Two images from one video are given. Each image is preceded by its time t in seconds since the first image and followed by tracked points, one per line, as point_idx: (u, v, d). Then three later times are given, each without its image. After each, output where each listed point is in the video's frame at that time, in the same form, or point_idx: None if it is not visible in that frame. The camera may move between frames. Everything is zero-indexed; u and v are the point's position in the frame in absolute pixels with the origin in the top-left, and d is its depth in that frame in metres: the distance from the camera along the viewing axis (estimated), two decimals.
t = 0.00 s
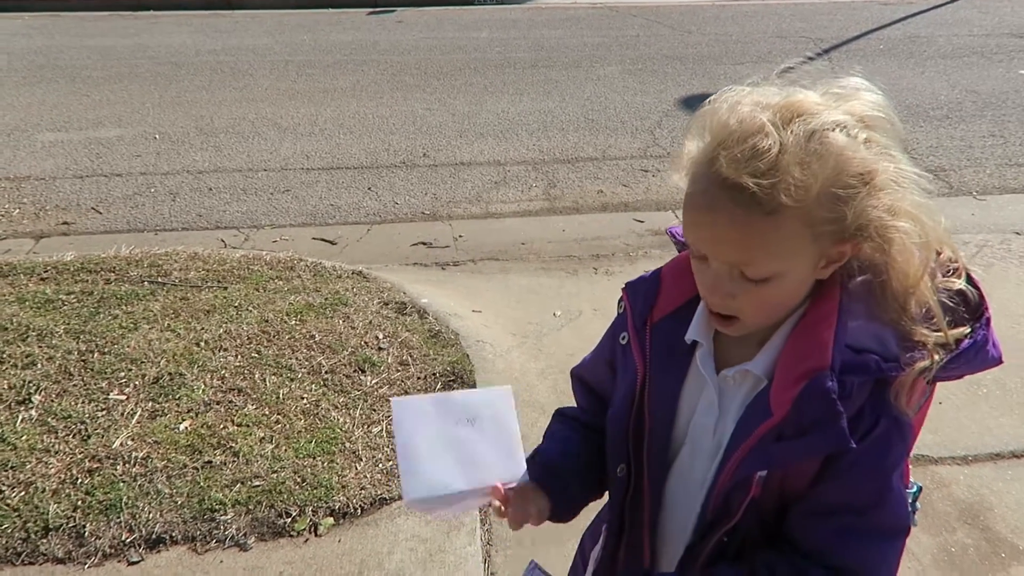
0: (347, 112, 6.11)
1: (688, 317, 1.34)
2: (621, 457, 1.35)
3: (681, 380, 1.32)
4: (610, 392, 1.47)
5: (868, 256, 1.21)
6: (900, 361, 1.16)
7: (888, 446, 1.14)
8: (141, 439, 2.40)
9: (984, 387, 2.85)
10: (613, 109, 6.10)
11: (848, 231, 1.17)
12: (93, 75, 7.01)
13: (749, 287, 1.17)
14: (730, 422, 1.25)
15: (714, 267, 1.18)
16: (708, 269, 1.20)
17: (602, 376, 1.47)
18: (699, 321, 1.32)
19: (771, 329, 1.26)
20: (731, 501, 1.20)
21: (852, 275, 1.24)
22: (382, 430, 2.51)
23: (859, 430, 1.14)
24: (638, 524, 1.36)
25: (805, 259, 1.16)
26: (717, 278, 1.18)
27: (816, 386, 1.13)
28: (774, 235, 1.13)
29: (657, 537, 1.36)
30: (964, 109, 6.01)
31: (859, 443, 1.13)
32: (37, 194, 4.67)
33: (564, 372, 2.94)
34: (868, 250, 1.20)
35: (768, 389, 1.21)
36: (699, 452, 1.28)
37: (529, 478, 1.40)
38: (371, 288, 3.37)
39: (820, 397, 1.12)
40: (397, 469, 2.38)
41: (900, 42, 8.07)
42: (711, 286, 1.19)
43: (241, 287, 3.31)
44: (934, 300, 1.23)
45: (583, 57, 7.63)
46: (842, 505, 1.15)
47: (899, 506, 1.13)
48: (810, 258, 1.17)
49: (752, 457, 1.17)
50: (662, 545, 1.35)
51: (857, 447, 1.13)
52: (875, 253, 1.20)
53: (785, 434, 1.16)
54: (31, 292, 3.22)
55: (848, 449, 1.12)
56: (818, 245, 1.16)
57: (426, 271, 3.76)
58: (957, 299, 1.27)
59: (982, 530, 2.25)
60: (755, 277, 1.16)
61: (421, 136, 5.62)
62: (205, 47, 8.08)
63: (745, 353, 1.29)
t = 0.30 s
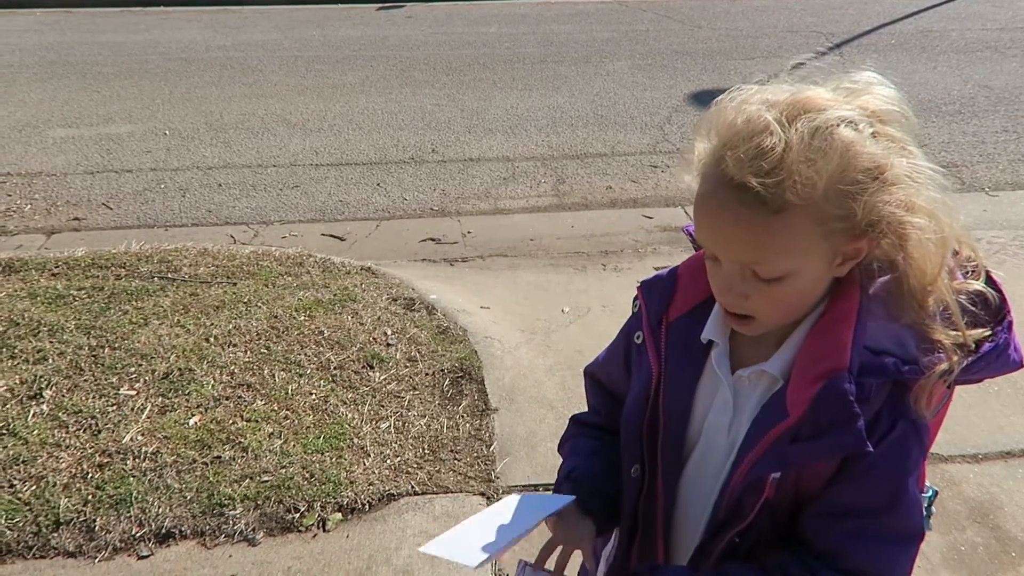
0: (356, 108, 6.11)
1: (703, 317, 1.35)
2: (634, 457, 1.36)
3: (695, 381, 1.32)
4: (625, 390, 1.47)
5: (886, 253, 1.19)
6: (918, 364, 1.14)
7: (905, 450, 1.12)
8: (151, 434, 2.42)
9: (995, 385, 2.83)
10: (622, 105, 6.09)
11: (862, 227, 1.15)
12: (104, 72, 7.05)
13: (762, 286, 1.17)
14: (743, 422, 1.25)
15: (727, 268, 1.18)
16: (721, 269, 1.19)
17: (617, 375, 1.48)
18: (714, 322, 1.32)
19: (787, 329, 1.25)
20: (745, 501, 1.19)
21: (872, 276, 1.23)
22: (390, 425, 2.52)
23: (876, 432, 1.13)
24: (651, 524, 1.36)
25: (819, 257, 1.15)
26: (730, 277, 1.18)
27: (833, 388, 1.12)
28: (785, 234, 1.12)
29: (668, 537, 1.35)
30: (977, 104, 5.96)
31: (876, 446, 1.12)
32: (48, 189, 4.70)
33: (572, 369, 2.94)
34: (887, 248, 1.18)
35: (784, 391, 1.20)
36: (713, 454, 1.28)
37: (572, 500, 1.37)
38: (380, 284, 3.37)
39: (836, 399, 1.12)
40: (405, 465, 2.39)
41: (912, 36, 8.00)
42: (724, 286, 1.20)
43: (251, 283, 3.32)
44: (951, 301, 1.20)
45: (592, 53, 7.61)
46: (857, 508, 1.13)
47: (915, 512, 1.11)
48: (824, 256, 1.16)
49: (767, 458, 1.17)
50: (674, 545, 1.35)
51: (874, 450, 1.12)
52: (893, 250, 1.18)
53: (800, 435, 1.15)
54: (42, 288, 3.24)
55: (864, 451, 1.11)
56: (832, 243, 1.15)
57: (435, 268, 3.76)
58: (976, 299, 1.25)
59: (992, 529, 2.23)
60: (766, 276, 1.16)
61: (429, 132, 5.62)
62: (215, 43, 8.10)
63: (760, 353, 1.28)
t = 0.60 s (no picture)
0: (363, 105, 6.12)
1: (709, 319, 1.34)
2: (638, 460, 1.35)
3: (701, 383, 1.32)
4: (627, 391, 1.47)
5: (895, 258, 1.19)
6: (931, 367, 1.14)
7: (920, 453, 1.11)
8: (156, 430, 2.43)
9: (1001, 385, 2.82)
10: (629, 103, 6.08)
11: (869, 230, 1.15)
12: (112, 68, 7.07)
13: (767, 287, 1.16)
14: (751, 424, 1.25)
15: (730, 268, 1.18)
16: (725, 269, 1.19)
17: (619, 376, 1.47)
18: (721, 323, 1.32)
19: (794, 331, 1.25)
20: (758, 507, 1.19)
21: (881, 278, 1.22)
22: (394, 423, 2.52)
23: (891, 435, 1.12)
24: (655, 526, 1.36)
25: (824, 259, 1.15)
26: (733, 278, 1.18)
27: (846, 392, 1.12)
28: (790, 235, 1.12)
29: (674, 540, 1.35)
30: (986, 104, 5.93)
31: (893, 449, 1.11)
32: (56, 185, 4.72)
33: (576, 368, 2.94)
34: (896, 253, 1.18)
35: (795, 395, 1.20)
36: (721, 457, 1.28)
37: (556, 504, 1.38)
38: (385, 281, 3.38)
39: (849, 403, 1.11)
40: (409, 462, 2.39)
41: (921, 36, 7.97)
42: (728, 285, 1.19)
43: (256, 280, 3.33)
44: (960, 304, 1.21)
45: (599, 51, 7.60)
46: (872, 513, 1.12)
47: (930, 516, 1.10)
48: (830, 257, 1.15)
49: (780, 462, 1.16)
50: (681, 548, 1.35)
51: (891, 454, 1.10)
52: (902, 255, 1.18)
53: (814, 440, 1.15)
54: (49, 284, 3.26)
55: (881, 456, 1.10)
56: (838, 245, 1.15)
57: (440, 266, 3.76)
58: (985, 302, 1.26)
59: (997, 530, 2.22)
60: (771, 277, 1.15)
61: (436, 130, 5.62)
62: (223, 40, 8.12)
63: (768, 355, 1.28)
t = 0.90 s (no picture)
0: (371, 105, 6.12)
1: (711, 322, 1.34)
2: (640, 463, 1.34)
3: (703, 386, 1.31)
4: (629, 393, 1.46)
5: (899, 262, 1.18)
6: (937, 370, 1.13)
7: (928, 457, 1.10)
8: (163, 427, 2.43)
9: (1011, 389, 2.80)
10: (637, 104, 6.07)
11: (876, 235, 1.14)
12: (122, 66, 7.09)
13: (771, 290, 1.16)
14: (755, 428, 1.24)
15: (735, 270, 1.17)
16: (729, 271, 1.18)
17: (621, 378, 1.46)
18: (723, 326, 1.31)
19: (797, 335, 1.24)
20: (764, 512, 1.17)
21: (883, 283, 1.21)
22: (400, 421, 2.52)
23: (898, 439, 1.10)
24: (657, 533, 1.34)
25: (829, 262, 1.14)
26: (737, 280, 1.17)
27: (852, 396, 1.10)
28: (796, 239, 1.11)
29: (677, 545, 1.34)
30: (997, 106, 5.89)
31: (901, 453, 1.10)
32: (66, 182, 4.74)
33: (583, 368, 2.93)
34: (900, 257, 1.17)
35: (800, 398, 1.18)
36: (725, 461, 1.26)
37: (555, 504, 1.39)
38: (392, 280, 3.38)
39: (856, 407, 1.10)
40: (415, 461, 2.39)
41: (931, 37, 7.93)
42: (731, 287, 1.19)
43: (264, 278, 3.34)
44: (965, 308, 1.20)
45: (608, 52, 7.58)
46: (881, 518, 1.11)
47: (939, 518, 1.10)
48: (834, 262, 1.15)
49: (787, 467, 1.15)
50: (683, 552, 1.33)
51: (899, 459, 1.09)
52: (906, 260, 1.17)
53: (820, 444, 1.13)
54: (58, 280, 3.27)
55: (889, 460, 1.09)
56: (843, 250, 1.14)
57: (447, 265, 3.76)
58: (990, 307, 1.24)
59: (1006, 535, 2.21)
60: (775, 281, 1.15)
61: (443, 129, 5.62)
62: (232, 39, 8.14)
63: (771, 358, 1.27)
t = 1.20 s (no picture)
0: (376, 103, 6.12)
1: (705, 330, 1.33)
2: (635, 474, 1.33)
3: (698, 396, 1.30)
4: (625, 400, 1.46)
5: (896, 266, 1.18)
6: (931, 379, 1.11)
7: (923, 467, 1.09)
8: (165, 427, 2.43)
9: (1016, 393, 2.79)
10: (642, 104, 6.05)
11: (886, 235, 1.14)
12: (127, 64, 7.09)
13: (782, 276, 1.14)
14: (749, 438, 1.23)
15: (746, 254, 1.15)
16: (739, 256, 1.17)
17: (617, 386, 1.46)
18: (717, 335, 1.31)
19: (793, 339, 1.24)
20: (760, 525, 1.17)
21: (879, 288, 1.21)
22: (403, 422, 2.52)
23: (893, 451, 1.09)
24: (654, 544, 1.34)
25: (841, 256, 1.13)
26: (748, 264, 1.15)
27: (846, 408, 1.10)
28: (814, 224, 1.10)
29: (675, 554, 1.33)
30: (1003, 107, 5.86)
31: (895, 465, 1.09)
32: (70, 180, 4.75)
33: (586, 369, 2.93)
34: (898, 261, 1.18)
35: (794, 410, 1.18)
36: (721, 472, 1.26)
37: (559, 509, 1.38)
38: (395, 280, 3.37)
39: (850, 421, 1.09)
40: (417, 462, 2.39)
41: (938, 38, 7.89)
42: (740, 272, 1.17)
43: (267, 277, 3.34)
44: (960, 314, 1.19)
45: (612, 51, 7.57)
46: (879, 530, 1.11)
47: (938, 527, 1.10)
48: (845, 256, 1.14)
49: (782, 481, 1.14)
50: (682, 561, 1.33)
51: (894, 471, 1.08)
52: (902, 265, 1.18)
53: (815, 457, 1.13)
54: (62, 279, 3.27)
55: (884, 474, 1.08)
56: (853, 246, 1.13)
57: (451, 265, 3.76)
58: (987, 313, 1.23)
59: (1009, 541, 2.20)
60: (788, 266, 1.13)
61: (447, 128, 5.61)
62: (237, 37, 8.13)
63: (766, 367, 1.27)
